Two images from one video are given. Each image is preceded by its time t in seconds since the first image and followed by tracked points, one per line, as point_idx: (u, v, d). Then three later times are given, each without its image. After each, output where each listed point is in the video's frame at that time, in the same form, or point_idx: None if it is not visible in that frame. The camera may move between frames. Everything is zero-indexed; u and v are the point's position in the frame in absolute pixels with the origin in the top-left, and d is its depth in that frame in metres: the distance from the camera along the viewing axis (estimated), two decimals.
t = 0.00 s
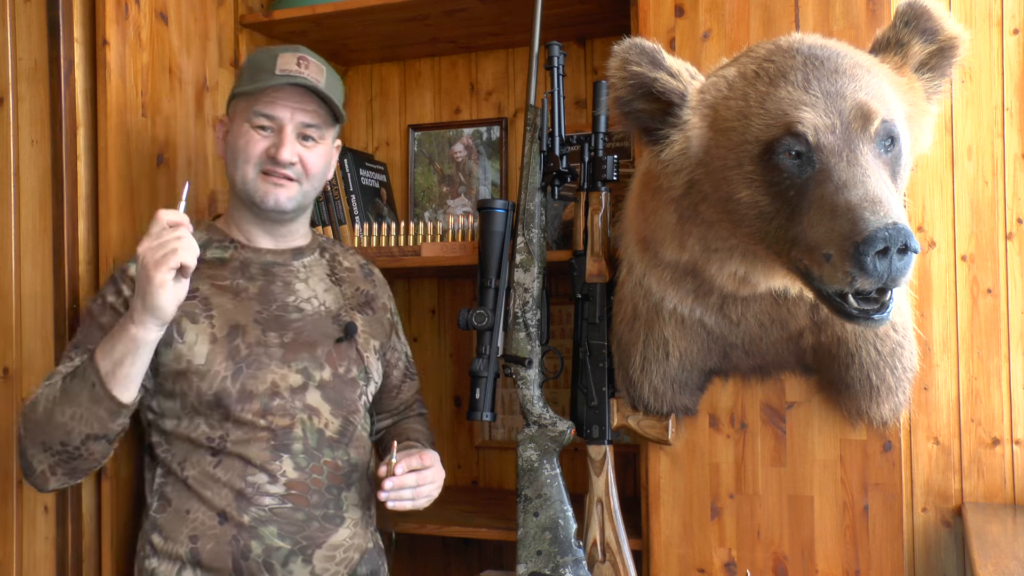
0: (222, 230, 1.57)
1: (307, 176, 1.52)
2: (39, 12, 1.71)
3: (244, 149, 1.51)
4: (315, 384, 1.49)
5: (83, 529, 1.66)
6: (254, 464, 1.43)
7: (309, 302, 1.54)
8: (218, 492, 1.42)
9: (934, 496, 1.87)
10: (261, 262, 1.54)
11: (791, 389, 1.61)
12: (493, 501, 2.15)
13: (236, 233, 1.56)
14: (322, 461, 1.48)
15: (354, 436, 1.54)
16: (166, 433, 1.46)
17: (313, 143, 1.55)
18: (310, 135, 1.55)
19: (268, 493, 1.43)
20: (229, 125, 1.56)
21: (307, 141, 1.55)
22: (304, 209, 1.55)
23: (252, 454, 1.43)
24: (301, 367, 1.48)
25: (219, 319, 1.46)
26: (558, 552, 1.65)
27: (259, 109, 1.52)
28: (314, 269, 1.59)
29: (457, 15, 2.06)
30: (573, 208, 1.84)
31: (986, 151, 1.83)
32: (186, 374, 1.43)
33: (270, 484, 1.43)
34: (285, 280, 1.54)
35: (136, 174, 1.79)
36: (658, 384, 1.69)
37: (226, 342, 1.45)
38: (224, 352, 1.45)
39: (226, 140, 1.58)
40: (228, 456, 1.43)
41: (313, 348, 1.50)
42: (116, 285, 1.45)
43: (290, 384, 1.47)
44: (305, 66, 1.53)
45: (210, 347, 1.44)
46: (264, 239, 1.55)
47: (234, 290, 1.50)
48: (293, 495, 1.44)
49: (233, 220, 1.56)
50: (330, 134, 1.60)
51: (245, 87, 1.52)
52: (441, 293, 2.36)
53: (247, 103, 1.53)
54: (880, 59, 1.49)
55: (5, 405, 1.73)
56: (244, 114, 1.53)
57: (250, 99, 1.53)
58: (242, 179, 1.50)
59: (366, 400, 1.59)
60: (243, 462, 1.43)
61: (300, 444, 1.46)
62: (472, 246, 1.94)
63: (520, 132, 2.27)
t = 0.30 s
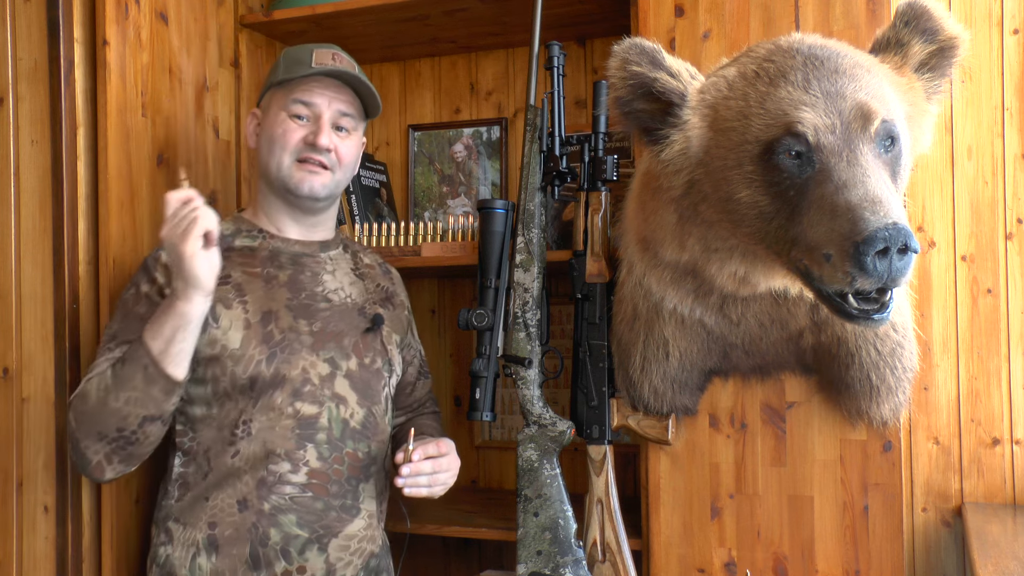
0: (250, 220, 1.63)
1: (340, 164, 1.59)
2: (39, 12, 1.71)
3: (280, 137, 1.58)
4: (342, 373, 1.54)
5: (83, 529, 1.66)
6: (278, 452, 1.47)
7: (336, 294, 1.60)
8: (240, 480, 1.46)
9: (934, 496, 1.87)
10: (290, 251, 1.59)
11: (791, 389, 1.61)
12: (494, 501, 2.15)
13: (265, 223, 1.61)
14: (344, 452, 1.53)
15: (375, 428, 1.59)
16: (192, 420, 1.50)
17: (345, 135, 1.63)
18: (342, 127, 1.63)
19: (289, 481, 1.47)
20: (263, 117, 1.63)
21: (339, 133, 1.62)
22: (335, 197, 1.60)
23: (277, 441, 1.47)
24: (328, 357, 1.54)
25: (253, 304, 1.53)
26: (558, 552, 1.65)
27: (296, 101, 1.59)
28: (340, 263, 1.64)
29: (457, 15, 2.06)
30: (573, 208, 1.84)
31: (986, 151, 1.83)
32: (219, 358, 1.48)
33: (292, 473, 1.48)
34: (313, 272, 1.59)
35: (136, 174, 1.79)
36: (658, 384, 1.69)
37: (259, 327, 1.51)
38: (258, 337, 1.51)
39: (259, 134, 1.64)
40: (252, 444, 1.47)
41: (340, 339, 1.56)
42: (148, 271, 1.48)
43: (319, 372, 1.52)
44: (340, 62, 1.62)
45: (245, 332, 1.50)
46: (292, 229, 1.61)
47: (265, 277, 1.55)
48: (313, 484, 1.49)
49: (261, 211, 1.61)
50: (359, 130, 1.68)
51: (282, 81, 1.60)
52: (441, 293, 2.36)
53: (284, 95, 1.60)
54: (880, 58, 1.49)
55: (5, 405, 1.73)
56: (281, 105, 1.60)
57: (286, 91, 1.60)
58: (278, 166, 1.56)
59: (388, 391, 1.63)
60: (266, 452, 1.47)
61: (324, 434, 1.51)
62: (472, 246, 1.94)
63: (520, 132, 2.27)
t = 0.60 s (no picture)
0: (268, 215, 1.65)
1: (365, 171, 1.62)
2: (39, 12, 1.71)
3: (307, 142, 1.61)
4: (354, 374, 1.57)
5: (83, 529, 1.66)
6: (287, 451, 1.49)
7: (352, 295, 1.62)
8: (249, 476, 1.47)
9: (934, 496, 1.87)
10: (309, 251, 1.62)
11: (791, 389, 1.61)
12: (493, 501, 2.15)
13: (285, 220, 1.64)
14: (351, 453, 1.55)
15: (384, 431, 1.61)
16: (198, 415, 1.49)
17: (370, 141, 1.65)
18: (369, 134, 1.66)
19: (297, 480, 1.49)
20: (291, 120, 1.65)
21: (367, 140, 1.65)
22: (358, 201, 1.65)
23: (288, 439, 1.49)
24: (342, 358, 1.57)
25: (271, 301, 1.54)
26: (558, 552, 1.65)
27: (325, 106, 1.61)
28: (355, 263, 1.67)
29: (457, 15, 2.06)
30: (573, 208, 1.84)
31: (986, 151, 1.83)
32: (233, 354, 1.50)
33: (300, 472, 1.49)
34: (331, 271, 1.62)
35: (136, 174, 1.79)
36: (659, 384, 1.69)
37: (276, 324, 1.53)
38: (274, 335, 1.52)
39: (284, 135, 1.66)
40: (258, 441, 1.48)
41: (354, 340, 1.59)
42: (171, 260, 1.52)
43: (332, 373, 1.55)
44: (368, 67, 1.64)
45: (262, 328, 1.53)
46: (313, 229, 1.64)
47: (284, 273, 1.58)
48: (319, 484, 1.51)
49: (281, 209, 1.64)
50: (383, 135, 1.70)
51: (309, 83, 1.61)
52: (441, 293, 2.36)
53: (313, 99, 1.62)
54: (880, 58, 1.49)
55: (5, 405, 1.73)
56: (309, 110, 1.62)
57: (315, 95, 1.62)
58: (302, 171, 1.58)
59: (398, 395, 1.66)
60: (275, 450, 1.48)
61: (333, 434, 1.53)
62: (472, 246, 1.94)
63: (520, 132, 2.27)
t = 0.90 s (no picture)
0: (278, 226, 1.63)
1: (387, 192, 1.61)
2: (39, 12, 1.71)
3: (330, 160, 1.58)
4: (355, 391, 1.57)
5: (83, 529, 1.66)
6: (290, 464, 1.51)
7: (355, 309, 1.62)
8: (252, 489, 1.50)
9: (934, 496, 1.87)
10: (317, 265, 1.61)
11: (791, 389, 1.61)
12: (494, 501, 2.15)
13: (294, 232, 1.63)
14: (355, 465, 1.56)
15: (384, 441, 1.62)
16: (200, 421, 1.54)
17: (393, 161, 1.63)
18: (392, 154, 1.63)
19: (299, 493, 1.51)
20: (313, 133, 1.61)
21: (389, 158, 1.63)
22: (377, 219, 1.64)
23: (290, 453, 1.51)
24: (344, 374, 1.57)
25: (273, 320, 1.54)
26: (558, 552, 1.65)
27: (351, 124, 1.58)
28: (362, 276, 1.67)
29: (457, 15, 2.06)
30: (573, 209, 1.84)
31: (986, 151, 1.83)
32: (232, 371, 1.50)
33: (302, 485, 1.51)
34: (336, 286, 1.62)
35: (136, 174, 1.79)
36: (658, 384, 1.69)
37: (277, 344, 1.53)
38: (274, 354, 1.52)
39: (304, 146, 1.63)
40: (264, 451, 1.51)
41: (356, 356, 1.59)
42: (172, 282, 1.50)
43: (332, 389, 1.55)
44: (395, 85, 1.61)
45: (261, 348, 1.52)
46: (322, 243, 1.63)
47: (289, 290, 1.57)
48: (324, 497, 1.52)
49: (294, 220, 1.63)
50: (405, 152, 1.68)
51: (335, 99, 1.57)
52: (441, 292, 2.36)
53: (339, 116, 1.58)
54: (880, 58, 1.49)
55: (5, 405, 1.73)
56: (334, 127, 1.59)
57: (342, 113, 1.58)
58: (324, 188, 1.56)
59: (397, 409, 1.67)
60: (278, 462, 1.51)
61: (336, 447, 1.54)
62: (472, 246, 1.94)
63: (520, 132, 2.27)
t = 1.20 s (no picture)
0: (270, 226, 1.64)
1: (375, 190, 1.60)
2: (39, 11, 1.71)
3: (314, 162, 1.57)
4: (349, 388, 1.57)
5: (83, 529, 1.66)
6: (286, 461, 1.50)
7: (349, 306, 1.62)
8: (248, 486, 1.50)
9: (934, 496, 1.87)
10: (307, 263, 1.62)
11: (791, 389, 1.61)
12: (494, 501, 2.15)
13: (286, 232, 1.63)
14: (352, 462, 1.56)
15: (381, 439, 1.60)
16: (198, 422, 1.54)
17: (379, 158, 1.62)
18: (377, 151, 1.63)
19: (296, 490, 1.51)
20: (297, 136, 1.61)
21: (375, 156, 1.62)
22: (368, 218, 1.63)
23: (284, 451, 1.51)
24: (337, 371, 1.56)
25: (264, 318, 1.54)
26: (558, 552, 1.65)
27: (333, 125, 1.57)
28: (355, 272, 1.67)
29: (457, 15, 2.06)
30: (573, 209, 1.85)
31: (986, 151, 1.83)
32: (225, 371, 1.51)
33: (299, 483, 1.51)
34: (328, 283, 1.62)
35: (136, 174, 1.79)
36: (658, 384, 1.69)
37: (268, 342, 1.53)
38: (266, 352, 1.52)
39: (290, 148, 1.63)
40: (260, 451, 1.50)
41: (350, 352, 1.58)
42: (166, 282, 1.52)
43: (325, 387, 1.55)
44: (377, 82, 1.60)
45: (252, 347, 1.52)
46: (313, 243, 1.64)
47: (280, 289, 1.58)
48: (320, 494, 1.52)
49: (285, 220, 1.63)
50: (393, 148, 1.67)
51: (318, 101, 1.57)
52: (441, 293, 2.36)
53: (320, 118, 1.58)
54: (880, 58, 1.49)
55: (5, 405, 1.73)
56: (316, 128, 1.58)
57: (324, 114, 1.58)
58: (311, 191, 1.55)
59: (395, 406, 1.65)
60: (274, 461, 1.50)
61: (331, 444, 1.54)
62: (472, 246, 1.94)
63: (520, 132, 2.27)
